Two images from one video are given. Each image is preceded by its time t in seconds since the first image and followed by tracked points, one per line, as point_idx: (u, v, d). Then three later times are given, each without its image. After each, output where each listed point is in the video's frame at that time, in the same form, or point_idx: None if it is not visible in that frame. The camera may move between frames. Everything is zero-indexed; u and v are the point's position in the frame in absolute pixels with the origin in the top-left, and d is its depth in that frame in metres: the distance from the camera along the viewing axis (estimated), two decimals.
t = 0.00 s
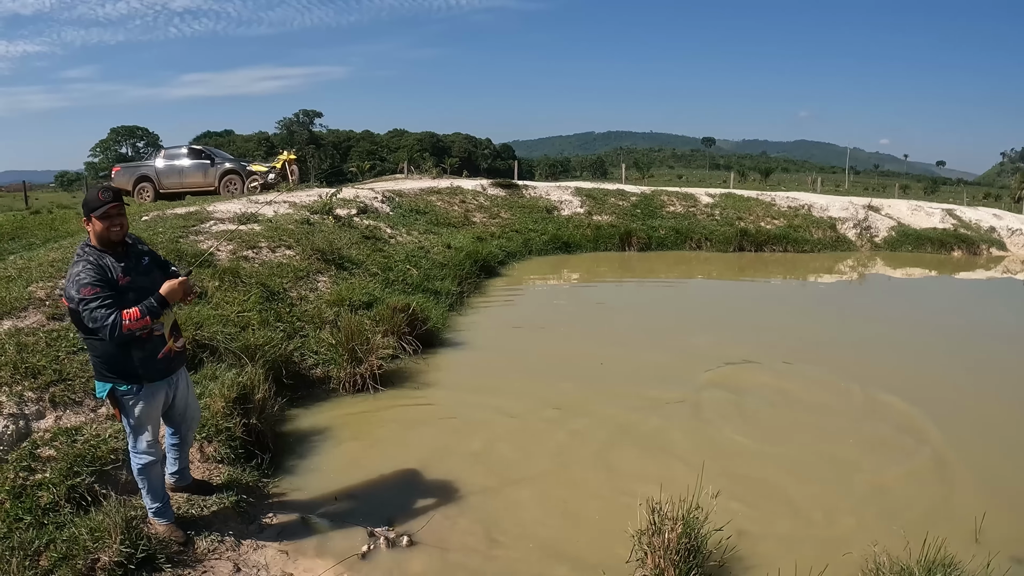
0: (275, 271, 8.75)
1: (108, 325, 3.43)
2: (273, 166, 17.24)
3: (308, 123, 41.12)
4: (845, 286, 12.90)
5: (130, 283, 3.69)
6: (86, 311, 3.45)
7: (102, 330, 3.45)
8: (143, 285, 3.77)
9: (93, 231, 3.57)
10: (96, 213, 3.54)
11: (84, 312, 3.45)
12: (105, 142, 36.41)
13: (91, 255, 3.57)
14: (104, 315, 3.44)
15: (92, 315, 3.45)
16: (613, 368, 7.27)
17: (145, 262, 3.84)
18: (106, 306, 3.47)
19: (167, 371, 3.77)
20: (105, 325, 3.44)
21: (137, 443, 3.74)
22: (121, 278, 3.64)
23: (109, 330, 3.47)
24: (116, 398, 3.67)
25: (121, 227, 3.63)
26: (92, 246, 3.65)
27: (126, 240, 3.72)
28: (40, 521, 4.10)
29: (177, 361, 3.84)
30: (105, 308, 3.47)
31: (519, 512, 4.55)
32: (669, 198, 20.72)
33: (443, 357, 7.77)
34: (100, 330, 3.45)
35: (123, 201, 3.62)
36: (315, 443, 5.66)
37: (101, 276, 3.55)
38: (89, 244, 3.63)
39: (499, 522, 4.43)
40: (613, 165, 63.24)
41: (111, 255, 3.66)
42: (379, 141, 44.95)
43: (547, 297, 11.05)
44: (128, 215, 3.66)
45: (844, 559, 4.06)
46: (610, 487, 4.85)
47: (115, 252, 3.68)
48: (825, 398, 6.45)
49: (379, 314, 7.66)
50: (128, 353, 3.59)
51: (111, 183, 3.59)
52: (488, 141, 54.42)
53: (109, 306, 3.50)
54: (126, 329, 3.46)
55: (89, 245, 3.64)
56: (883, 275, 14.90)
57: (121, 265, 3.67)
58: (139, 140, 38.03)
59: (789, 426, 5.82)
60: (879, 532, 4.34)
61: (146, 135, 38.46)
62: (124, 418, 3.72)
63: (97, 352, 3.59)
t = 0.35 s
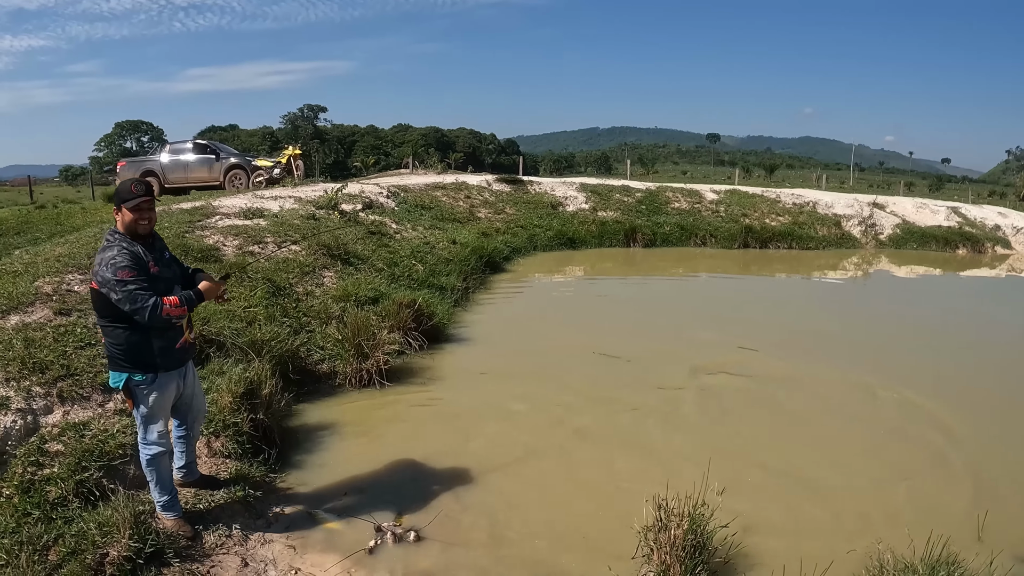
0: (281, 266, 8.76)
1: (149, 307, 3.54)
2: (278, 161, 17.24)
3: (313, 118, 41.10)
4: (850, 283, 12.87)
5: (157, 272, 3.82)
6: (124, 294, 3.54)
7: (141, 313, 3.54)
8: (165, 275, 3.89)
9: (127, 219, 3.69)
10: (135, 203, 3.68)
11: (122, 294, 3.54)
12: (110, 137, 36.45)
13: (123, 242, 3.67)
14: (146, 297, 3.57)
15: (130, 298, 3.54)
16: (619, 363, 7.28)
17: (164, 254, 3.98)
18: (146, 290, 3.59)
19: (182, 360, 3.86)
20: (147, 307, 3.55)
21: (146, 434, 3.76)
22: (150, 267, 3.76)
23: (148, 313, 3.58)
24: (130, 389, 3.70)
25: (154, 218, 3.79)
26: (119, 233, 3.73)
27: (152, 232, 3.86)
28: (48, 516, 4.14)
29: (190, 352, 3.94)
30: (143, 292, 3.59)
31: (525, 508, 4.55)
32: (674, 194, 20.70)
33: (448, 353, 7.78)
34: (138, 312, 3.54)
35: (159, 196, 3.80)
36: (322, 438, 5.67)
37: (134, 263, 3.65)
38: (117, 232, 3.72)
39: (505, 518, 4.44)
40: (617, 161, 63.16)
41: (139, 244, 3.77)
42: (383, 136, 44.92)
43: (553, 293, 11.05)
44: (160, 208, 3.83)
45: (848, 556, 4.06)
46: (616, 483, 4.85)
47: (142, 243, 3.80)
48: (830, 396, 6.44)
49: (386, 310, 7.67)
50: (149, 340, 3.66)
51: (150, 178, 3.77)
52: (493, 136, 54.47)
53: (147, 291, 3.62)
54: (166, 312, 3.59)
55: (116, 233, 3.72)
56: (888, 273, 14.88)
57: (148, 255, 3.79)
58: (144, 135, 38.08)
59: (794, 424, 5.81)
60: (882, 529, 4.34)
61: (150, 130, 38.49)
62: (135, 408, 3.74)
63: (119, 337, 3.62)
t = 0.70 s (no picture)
0: (286, 260, 8.77)
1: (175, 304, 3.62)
2: (284, 156, 17.25)
3: (318, 114, 41.10)
4: (857, 280, 12.83)
5: (180, 265, 3.88)
6: (151, 290, 3.60)
7: (167, 308, 3.62)
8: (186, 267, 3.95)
9: (154, 213, 3.74)
10: (164, 198, 3.73)
11: (149, 290, 3.59)
12: (115, 131, 36.52)
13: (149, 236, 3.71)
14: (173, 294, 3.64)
15: (157, 294, 3.60)
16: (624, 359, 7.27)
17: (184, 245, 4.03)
18: (172, 287, 3.65)
19: (197, 347, 3.97)
20: (174, 303, 3.63)
21: (159, 418, 3.85)
22: (175, 259, 3.82)
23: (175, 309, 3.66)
24: (148, 372, 3.79)
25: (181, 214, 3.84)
26: (144, 226, 3.77)
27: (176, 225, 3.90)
28: (54, 508, 4.16)
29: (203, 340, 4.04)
30: (169, 288, 3.65)
31: (530, 503, 4.56)
32: (680, 190, 20.67)
33: (453, 348, 7.78)
34: (163, 308, 3.62)
35: (188, 191, 3.84)
36: (327, 432, 5.68)
37: (160, 257, 3.70)
38: (141, 224, 3.76)
39: (510, 512, 4.44)
40: (622, 157, 63.08)
41: (163, 237, 3.81)
42: (387, 132, 44.94)
43: (558, 288, 11.05)
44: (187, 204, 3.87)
45: (853, 552, 4.05)
46: (622, 478, 4.86)
47: (166, 236, 3.84)
48: (836, 393, 6.43)
49: (391, 304, 7.68)
50: (168, 329, 3.76)
51: (180, 173, 3.80)
52: (498, 132, 54.47)
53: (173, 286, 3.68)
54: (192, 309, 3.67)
55: (141, 226, 3.75)
56: (894, 270, 14.85)
57: (172, 248, 3.84)
58: (150, 130, 38.17)
59: (798, 421, 5.81)
60: (888, 526, 4.33)
61: (156, 125, 38.53)
62: (150, 390, 3.84)
63: (140, 327, 3.70)
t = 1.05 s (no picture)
0: (293, 255, 8.79)
1: (173, 304, 3.60)
2: (290, 151, 17.28)
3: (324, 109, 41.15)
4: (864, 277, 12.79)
5: (185, 261, 3.87)
6: (152, 290, 3.59)
7: (167, 307, 3.61)
8: (191, 261, 3.94)
9: (157, 209, 3.74)
10: (167, 195, 3.73)
11: (149, 289, 3.59)
12: (122, 126, 36.61)
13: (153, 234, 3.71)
14: (172, 293, 3.61)
15: (158, 293, 3.59)
16: (631, 354, 7.28)
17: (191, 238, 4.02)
18: (172, 285, 3.63)
19: (205, 339, 3.97)
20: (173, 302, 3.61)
21: (166, 409, 3.87)
22: (179, 255, 3.82)
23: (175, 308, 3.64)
24: (156, 363, 3.82)
25: (186, 210, 3.84)
26: (149, 222, 3.77)
27: (181, 220, 3.88)
28: (61, 501, 4.17)
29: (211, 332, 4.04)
30: (170, 286, 3.63)
31: (537, 497, 4.56)
32: (686, 186, 20.65)
33: (460, 343, 7.79)
34: (163, 307, 3.61)
35: (192, 185, 3.83)
36: (334, 426, 5.69)
37: (163, 254, 3.69)
38: (146, 221, 3.76)
39: (517, 506, 4.45)
40: (627, 154, 63.02)
41: (167, 233, 3.81)
42: (393, 128, 44.96)
43: (564, 284, 11.04)
44: (191, 199, 3.86)
45: (860, 548, 4.05)
46: (629, 473, 4.86)
47: (171, 231, 3.83)
48: (843, 389, 6.42)
49: (398, 299, 7.69)
50: (175, 324, 3.77)
51: (183, 168, 3.80)
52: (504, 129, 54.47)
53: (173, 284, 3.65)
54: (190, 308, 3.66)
55: (145, 223, 3.76)
56: (901, 267, 14.82)
57: (176, 244, 3.84)
58: (156, 125, 38.25)
59: (805, 417, 5.80)
60: (894, 522, 4.32)
61: (162, 121, 38.63)
62: (157, 381, 3.85)
63: (146, 322, 3.72)
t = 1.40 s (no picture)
0: (300, 252, 8.80)
1: (162, 305, 3.59)
2: (297, 148, 17.29)
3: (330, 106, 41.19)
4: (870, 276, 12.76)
5: (182, 260, 3.87)
6: (143, 289, 3.58)
7: (157, 307, 3.60)
8: (190, 261, 3.94)
9: (156, 208, 3.75)
10: (165, 194, 3.74)
11: (141, 289, 3.58)
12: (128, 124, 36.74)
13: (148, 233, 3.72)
14: (162, 293, 3.59)
15: (148, 293, 3.58)
16: (638, 352, 7.28)
17: (191, 239, 4.03)
18: (164, 286, 3.62)
19: (202, 340, 3.97)
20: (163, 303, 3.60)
21: (167, 409, 3.88)
22: (175, 256, 3.81)
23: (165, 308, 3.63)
24: (155, 363, 3.84)
25: (185, 210, 3.84)
26: (147, 221, 3.79)
27: (180, 220, 3.89)
28: (69, 497, 4.18)
29: (210, 332, 4.03)
30: (161, 286, 3.62)
31: (544, 495, 4.56)
32: (693, 185, 20.64)
33: (466, 340, 7.79)
34: (154, 308, 3.61)
35: (192, 185, 3.84)
36: (341, 423, 5.71)
37: (157, 254, 3.69)
38: (143, 220, 3.78)
39: (523, 505, 4.45)
40: (633, 152, 62.99)
41: (164, 232, 3.81)
42: (399, 125, 45.00)
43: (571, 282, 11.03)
44: (192, 198, 3.87)
45: (866, 548, 4.04)
46: (636, 472, 4.85)
47: (168, 231, 3.83)
48: (849, 388, 6.41)
49: (405, 297, 7.71)
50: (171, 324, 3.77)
51: (182, 167, 3.80)
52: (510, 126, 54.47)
53: (165, 285, 3.64)
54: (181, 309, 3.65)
55: (143, 222, 3.77)
56: (908, 267, 14.78)
57: (173, 244, 3.84)
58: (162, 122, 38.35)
59: (811, 416, 5.79)
60: (900, 521, 4.32)
61: (168, 118, 38.72)
62: (157, 379, 3.87)
63: (143, 322, 3.73)
